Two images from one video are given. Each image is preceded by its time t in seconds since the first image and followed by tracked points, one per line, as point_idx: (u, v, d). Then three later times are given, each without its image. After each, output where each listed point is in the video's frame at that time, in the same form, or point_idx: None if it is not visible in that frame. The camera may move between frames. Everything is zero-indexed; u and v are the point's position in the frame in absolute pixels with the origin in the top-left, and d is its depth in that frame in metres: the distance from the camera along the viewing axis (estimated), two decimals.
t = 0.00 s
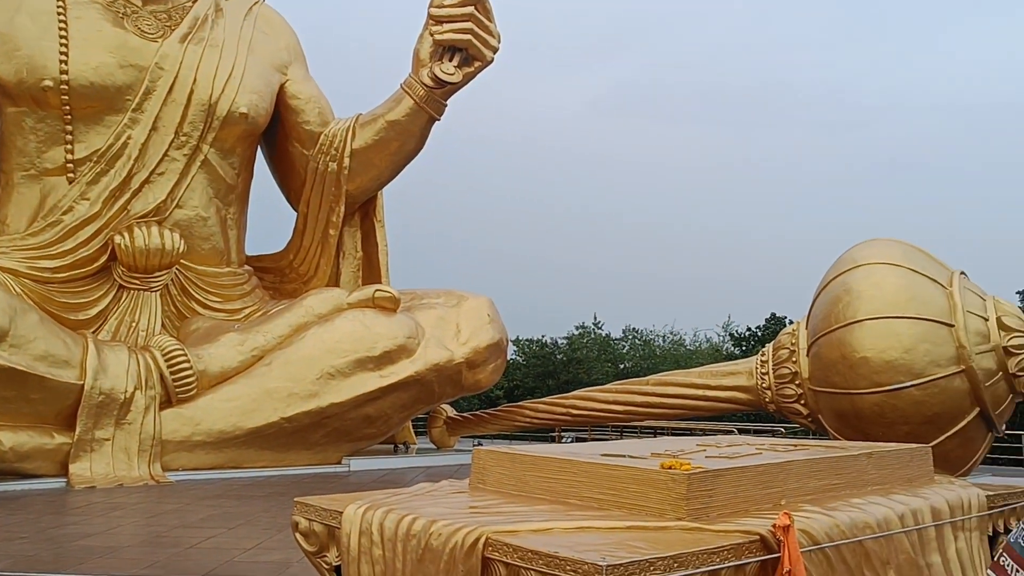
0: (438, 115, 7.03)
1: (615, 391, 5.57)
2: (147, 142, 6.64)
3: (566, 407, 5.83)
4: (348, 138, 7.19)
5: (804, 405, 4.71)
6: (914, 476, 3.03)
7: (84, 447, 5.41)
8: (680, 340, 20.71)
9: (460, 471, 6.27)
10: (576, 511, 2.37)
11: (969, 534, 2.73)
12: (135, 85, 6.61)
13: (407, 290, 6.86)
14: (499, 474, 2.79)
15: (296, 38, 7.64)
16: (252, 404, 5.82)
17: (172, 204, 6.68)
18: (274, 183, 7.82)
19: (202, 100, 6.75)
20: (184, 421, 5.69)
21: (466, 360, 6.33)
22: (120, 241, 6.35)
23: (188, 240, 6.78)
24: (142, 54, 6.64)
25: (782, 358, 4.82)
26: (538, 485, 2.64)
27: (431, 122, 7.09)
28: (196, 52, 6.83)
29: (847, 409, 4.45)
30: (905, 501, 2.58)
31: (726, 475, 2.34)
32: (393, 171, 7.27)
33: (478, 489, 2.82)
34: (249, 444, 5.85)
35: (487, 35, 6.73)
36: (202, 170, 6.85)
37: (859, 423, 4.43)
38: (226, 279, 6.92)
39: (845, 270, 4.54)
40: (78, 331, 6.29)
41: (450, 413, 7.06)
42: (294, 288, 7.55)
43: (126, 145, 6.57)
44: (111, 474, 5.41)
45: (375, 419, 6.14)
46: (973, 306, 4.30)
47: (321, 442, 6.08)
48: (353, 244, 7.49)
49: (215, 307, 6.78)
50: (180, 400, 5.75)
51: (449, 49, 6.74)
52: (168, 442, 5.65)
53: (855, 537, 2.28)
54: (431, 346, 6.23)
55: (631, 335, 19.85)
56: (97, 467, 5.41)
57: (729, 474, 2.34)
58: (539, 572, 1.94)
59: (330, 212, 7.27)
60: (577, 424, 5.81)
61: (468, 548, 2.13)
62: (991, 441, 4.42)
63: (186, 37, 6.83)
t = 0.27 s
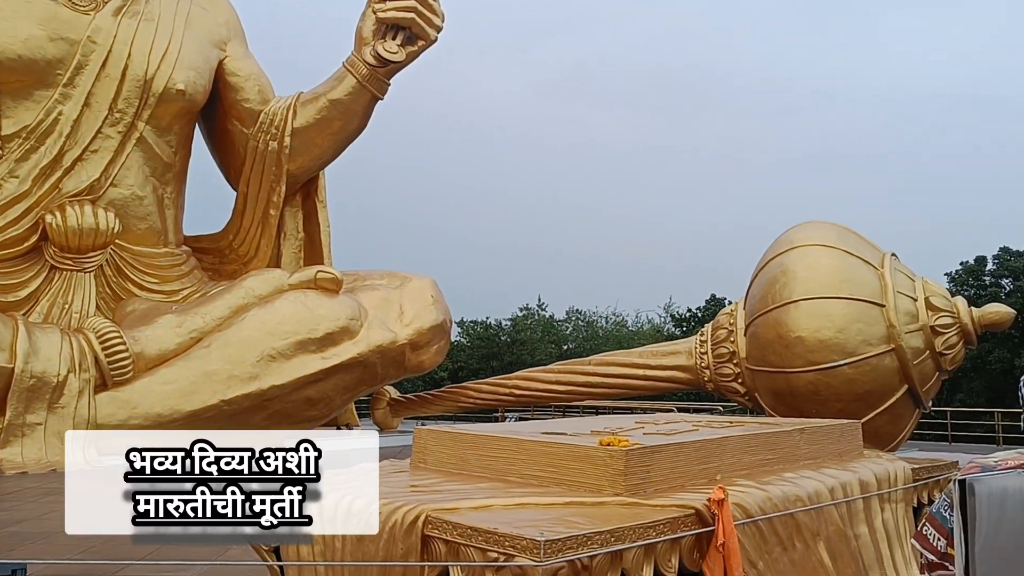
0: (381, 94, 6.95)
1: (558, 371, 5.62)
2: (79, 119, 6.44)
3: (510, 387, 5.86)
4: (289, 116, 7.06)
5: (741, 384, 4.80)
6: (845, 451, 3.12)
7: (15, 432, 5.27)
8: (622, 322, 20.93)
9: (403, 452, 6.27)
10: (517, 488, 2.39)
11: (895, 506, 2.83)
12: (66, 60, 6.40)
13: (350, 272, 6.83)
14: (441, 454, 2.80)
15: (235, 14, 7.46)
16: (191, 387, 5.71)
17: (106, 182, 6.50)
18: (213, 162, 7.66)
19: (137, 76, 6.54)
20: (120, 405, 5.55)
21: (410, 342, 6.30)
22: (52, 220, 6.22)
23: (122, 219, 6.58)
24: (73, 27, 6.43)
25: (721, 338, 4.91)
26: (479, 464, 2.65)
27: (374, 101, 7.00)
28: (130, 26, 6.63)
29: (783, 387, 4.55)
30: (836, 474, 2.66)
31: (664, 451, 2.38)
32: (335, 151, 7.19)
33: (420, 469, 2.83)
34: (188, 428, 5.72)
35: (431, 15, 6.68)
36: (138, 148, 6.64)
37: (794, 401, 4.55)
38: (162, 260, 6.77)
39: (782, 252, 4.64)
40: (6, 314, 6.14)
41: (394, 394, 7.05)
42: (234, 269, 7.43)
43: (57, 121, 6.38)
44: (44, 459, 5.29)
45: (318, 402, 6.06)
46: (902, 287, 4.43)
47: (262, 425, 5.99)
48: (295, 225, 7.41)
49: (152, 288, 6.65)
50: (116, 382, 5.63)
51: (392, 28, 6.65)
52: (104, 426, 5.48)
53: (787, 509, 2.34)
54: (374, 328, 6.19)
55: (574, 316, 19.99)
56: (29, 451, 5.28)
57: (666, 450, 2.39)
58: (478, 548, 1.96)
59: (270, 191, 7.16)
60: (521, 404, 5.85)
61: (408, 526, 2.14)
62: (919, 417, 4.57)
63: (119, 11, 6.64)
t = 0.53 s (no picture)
0: (352, 73, 6.89)
1: (529, 351, 5.65)
2: (44, 97, 6.32)
3: (482, 367, 5.88)
4: (258, 95, 6.98)
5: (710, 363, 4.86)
6: (810, 428, 3.17)
7: None
8: (594, 302, 21.01)
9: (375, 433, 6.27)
10: (488, 466, 2.40)
11: (860, 481, 2.88)
12: (29, 36, 6.28)
13: (321, 252, 6.81)
14: (411, 432, 2.81)
15: None
16: (160, 368, 5.68)
17: (72, 161, 6.39)
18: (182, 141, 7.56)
19: (103, 54, 6.42)
20: (88, 387, 5.52)
21: (382, 323, 6.29)
22: (17, 201, 6.10)
23: (89, 199, 6.49)
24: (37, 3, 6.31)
25: (691, 318, 4.95)
26: (450, 442, 2.66)
27: (345, 80, 6.94)
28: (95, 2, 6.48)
29: (752, 366, 4.61)
30: (802, 450, 2.70)
31: (633, 428, 2.41)
32: (305, 130, 7.12)
33: (391, 448, 2.83)
34: (158, 409, 5.71)
35: None
36: (104, 127, 6.54)
37: (763, 379, 4.60)
38: (131, 241, 6.69)
39: (751, 232, 4.68)
40: None
41: (366, 375, 7.04)
42: (203, 250, 7.36)
43: (21, 99, 6.26)
44: (10, 441, 5.21)
45: (289, 382, 6.05)
46: (869, 266, 4.49)
47: (233, 406, 5.96)
48: (265, 205, 7.34)
49: (120, 270, 6.58)
50: (84, 364, 5.58)
51: (363, 6, 6.59)
52: (71, 408, 5.47)
53: (754, 485, 2.37)
54: (346, 309, 6.15)
55: (546, 297, 20.04)
56: None
57: (634, 427, 2.41)
58: (448, 525, 1.97)
59: (239, 171, 7.09)
60: (493, 384, 5.88)
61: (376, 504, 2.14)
62: (884, 395, 4.64)
63: None
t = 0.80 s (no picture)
0: (335, 58, 6.85)
1: (514, 338, 5.67)
2: (22, 82, 6.27)
3: (466, 353, 5.89)
4: (240, 81, 6.92)
5: (694, 349, 4.88)
6: (792, 412, 3.19)
7: None
8: (578, 288, 21.03)
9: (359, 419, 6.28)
10: (471, 451, 2.41)
11: (841, 464, 2.91)
12: (7, 20, 6.24)
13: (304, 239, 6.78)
14: (395, 418, 2.80)
15: None
16: (142, 355, 5.64)
17: (51, 147, 6.33)
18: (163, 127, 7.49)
19: (82, 38, 6.34)
20: (69, 374, 5.49)
21: (366, 309, 6.28)
22: None
23: (69, 185, 6.43)
24: None
25: (674, 304, 4.96)
26: (433, 428, 2.66)
27: (328, 65, 6.89)
28: None
29: (735, 352, 4.63)
30: (783, 434, 2.72)
31: (616, 413, 2.41)
32: (288, 116, 7.07)
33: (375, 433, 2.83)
34: (140, 396, 5.69)
35: None
36: (84, 112, 6.47)
37: (745, 364, 4.63)
38: (112, 227, 6.65)
39: (735, 218, 4.70)
40: None
41: (350, 361, 7.04)
42: (185, 236, 7.31)
43: None
44: None
45: (272, 369, 6.04)
46: (851, 253, 4.51)
47: (216, 393, 5.96)
48: (247, 191, 7.30)
49: (101, 256, 6.56)
50: (65, 351, 5.56)
51: None
52: (53, 395, 5.45)
53: (736, 469, 2.38)
54: (330, 296, 6.12)
55: (531, 284, 20.04)
56: None
57: (617, 412, 2.42)
58: (432, 509, 1.97)
59: (222, 157, 7.04)
60: (477, 370, 5.89)
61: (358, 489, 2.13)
62: (865, 380, 4.67)
63: None
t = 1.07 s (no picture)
0: (320, 43, 6.80)
1: (500, 324, 5.67)
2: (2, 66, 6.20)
3: (452, 340, 5.89)
4: (224, 65, 6.86)
5: (680, 334, 4.89)
6: (776, 396, 3.21)
7: None
8: (564, 275, 21.04)
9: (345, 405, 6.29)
10: (457, 435, 2.41)
11: (824, 448, 2.93)
12: None
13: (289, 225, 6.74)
14: (381, 403, 2.80)
15: None
16: (126, 342, 5.61)
17: (33, 132, 6.26)
18: (146, 112, 7.42)
19: (63, 21, 6.26)
20: (53, 361, 5.45)
21: (352, 296, 6.26)
22: None
23: (51, 171, 6.37)
24: None
25: (660, 290, 4.97)
26: (419, 412, 2.66)
27: (312, 50, 6.85)
28: None
29: (720, 337, 4.65)
30: (767, 418, 2.73)
31: (602, 396, 2.42)
32: (272, 102, 7.02)
33: (361, 419, 2.82)
34: (125, 383, 5.66)
35: None
36: (66, 97, 6.40)
37: (730, 350, 4.65)
38: (95, 213, 6.59)
39: (720, 205, 4.71)
40: None
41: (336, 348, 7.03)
42: (169, 223, 7.26)
43: None
44: None
45: (257, 356, 6.02)
46: (835, 239, 4.53)
47: (201, 380, 5.94)
48: (232, 176, 7.27)
49: (84, 242, 6.51)
50: (48, 338, 5.50)
51: None
52: (36, 383, 5.39)
53: (720, 452, 2.39)
54: (315, 283, 6.10)
55: (517, 270, 20.03)
56: None
57: (603, 396, 2.42)
58: (417, 493, 1.97)
59: (206, 143, 6.98)
60: (463, 356, 5.90)
61: (344, 474, 2.13)
62: (849, 365, 4.70)
63: None
